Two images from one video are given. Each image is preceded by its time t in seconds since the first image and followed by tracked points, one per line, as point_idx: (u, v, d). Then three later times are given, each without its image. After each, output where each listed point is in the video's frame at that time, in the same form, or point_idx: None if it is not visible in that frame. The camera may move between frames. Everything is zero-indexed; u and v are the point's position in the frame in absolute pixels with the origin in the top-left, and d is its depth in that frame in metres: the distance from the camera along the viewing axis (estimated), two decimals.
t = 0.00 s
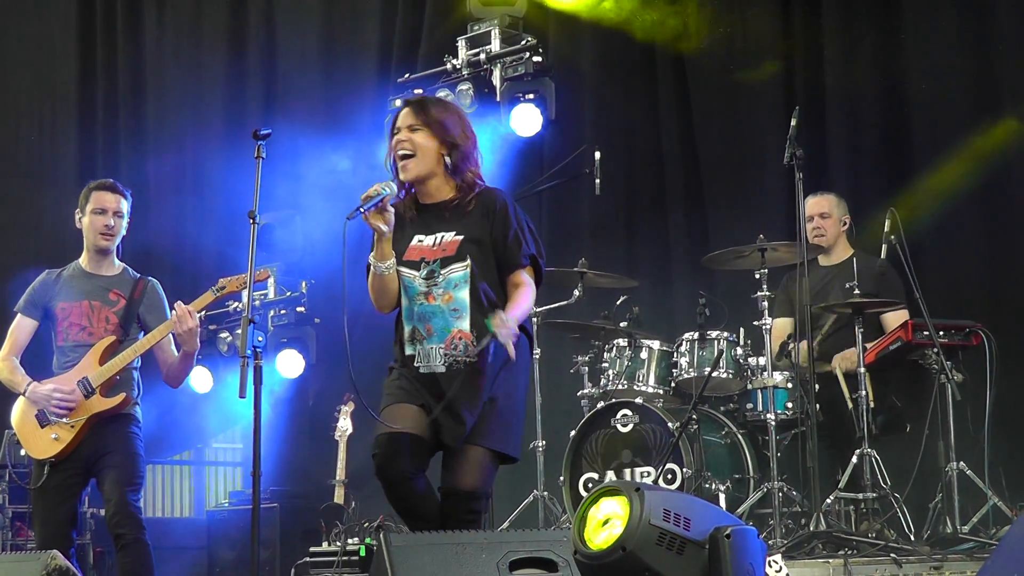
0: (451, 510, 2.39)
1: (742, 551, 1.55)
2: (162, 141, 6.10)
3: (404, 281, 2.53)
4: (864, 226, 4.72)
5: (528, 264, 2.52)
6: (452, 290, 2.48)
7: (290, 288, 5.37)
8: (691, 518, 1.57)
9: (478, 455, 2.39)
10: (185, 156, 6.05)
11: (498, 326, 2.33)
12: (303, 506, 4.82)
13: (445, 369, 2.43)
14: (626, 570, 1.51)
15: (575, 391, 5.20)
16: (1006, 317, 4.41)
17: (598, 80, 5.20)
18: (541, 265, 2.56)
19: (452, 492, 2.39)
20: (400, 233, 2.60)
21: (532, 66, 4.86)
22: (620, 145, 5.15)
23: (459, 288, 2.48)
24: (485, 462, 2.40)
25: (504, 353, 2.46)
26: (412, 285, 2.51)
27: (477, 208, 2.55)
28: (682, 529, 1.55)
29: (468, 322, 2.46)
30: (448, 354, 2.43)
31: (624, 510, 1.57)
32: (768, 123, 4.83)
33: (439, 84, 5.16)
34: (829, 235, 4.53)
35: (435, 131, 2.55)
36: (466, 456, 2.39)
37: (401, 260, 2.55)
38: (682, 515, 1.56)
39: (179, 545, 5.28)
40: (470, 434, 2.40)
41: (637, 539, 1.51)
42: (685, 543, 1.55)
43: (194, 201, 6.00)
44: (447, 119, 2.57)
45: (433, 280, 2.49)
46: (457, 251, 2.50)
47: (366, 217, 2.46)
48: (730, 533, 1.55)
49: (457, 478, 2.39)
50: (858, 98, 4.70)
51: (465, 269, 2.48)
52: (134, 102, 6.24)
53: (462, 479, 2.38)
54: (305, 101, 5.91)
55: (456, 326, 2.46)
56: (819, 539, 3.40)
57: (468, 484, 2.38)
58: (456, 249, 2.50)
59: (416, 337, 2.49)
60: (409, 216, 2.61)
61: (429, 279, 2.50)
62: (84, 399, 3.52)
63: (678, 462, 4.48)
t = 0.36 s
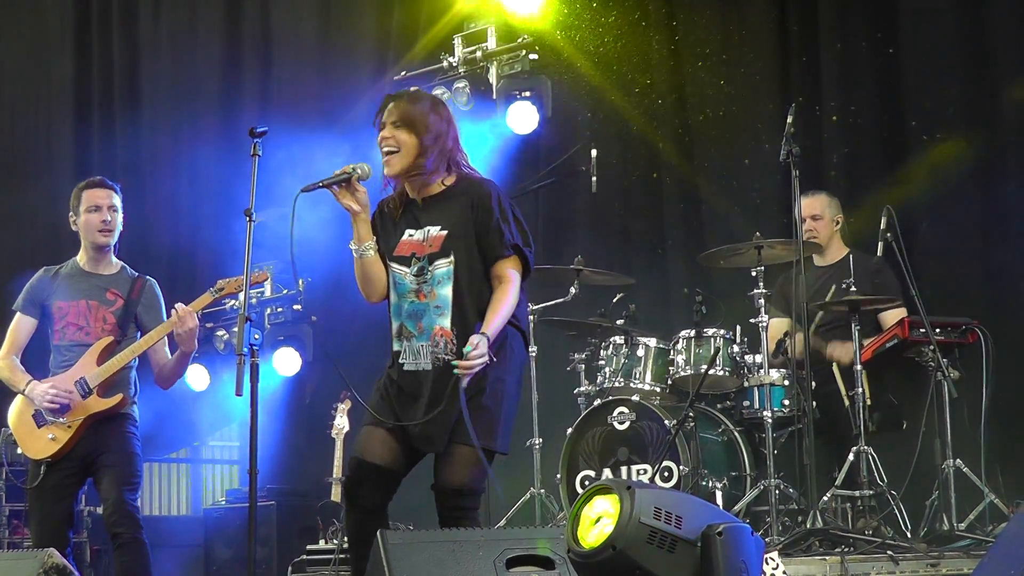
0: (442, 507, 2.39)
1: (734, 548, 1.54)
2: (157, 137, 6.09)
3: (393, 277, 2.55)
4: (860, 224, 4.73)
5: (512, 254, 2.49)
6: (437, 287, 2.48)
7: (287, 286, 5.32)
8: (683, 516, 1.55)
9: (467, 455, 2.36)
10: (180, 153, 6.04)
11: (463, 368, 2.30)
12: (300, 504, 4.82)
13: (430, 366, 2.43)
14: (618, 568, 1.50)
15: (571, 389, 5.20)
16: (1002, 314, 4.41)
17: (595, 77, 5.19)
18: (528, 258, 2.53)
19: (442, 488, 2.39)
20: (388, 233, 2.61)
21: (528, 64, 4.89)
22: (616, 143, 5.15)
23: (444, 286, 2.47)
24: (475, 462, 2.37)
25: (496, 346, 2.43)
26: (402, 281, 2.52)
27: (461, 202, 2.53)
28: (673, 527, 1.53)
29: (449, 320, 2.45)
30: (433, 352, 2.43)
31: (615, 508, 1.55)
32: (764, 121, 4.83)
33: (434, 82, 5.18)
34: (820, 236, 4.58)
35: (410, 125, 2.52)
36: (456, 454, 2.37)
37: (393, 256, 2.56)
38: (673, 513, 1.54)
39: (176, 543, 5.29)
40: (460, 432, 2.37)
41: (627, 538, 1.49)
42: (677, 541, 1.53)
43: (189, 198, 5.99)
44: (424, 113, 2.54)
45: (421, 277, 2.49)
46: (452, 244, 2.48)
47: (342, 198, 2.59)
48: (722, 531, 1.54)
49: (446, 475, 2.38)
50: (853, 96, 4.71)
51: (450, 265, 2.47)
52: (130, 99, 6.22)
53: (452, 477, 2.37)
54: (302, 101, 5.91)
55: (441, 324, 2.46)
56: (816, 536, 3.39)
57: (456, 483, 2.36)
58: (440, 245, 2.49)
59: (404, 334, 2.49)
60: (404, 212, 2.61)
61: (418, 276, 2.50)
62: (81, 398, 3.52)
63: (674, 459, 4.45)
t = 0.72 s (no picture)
0: (436, 505, 2.39)
1: (735, 547, 1.48)
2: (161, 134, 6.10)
3: (362, 275, 2.54)
4: (863, 222, 4.72)
5: (470, 257, 2.50)
6: (408, 288, 2.49)
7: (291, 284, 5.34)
8: (681, 514, 1.49)
9: (453, 451, 2.40)
10: (183, 149, 6.04)
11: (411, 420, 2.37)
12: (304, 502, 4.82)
13: (403, 366, 2.46)
14: (615, 568, 1.44)
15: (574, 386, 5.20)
16: (1006, 313, 4.40)
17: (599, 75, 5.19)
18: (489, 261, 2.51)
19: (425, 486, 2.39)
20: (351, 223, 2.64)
21: (531, 61, 4.87)
22: (620, 141, 5.15)
23: (415, 286, 2.49)
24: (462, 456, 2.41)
25: (458, 351, 2.46)
26: (371, 280, 2.53)
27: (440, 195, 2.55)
28: (671, 525, 1.47)
29: (423, 319, 2.48)
30: (406, 352, 2.46)
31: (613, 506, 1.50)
32: (768, 118, 4.82)
33: (438, 79, 5.21)
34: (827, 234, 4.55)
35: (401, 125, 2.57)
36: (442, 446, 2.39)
37: (361, 254, 2.56)
38: (672, 512, 1.48)
39: (178, 540, 5.28)
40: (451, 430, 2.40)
41: (624, 536, 1.44)
42: (675, 540, 1.47)
43: (192, 195, 5.99)
44: (416, 113, 2.59)
45: (391, 277, 2.50)
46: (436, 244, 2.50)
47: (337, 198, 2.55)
48: (720, 529, 1.48)
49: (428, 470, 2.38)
50: (856, 94, 4.70)
51: (420, 267, 2.49)
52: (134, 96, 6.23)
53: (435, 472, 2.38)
54: (305, 98, 5.92)
55: (413, 324, 2.48)
56: (818, 534, 3.38)
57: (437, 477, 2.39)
58: (410, 246, 2.51)
59: (368, 331, 2.50)
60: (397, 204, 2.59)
61: (387, 275, 2.51)
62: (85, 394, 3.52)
63: (678, 456, 4.49)
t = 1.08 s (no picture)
0: (421, 508, 2.49)
1: (732, 544, 1.51)
2: (164, 132, 6.10)
3: (336, 275, 2.64)
4: (867, 218, 4.70)
5: (445, 261, 2.59)
6: (375, 285, 2.58)
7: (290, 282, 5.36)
8: (680, 511, 1.53)
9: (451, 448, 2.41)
10: (186, 148, 6.04)
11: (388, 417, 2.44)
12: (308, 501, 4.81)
13: (370, 362, 2.55)
14: (614, 565, 1.49)
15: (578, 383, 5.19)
16: (1010, 309, 4.39)
17: (601, 71, 5.18)
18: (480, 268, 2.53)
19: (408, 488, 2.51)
20: (347, 224, 2.72)
21: (534, 59, 4.87)
22: (623, 137, 5.14)
23: (382, 284, 2.57)
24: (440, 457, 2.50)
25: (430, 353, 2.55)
26: (344, 279, 2.62)
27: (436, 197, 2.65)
28: (669, 523, 1.51)
29: (388, 318, 2.56)
30: (374, 349, 2.55)
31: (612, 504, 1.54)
32: (771, 114, 4.81)
33: (440, 77, 5.16)
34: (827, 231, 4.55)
35: (378, 129, 2.67)
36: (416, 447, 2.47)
37: (336, 254, 2.66)
38: (670, 509, 1.52)
39: (178, 538, 5.30)
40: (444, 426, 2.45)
41: (621, 535, 1.49)
42: (673, 537, 1.51)
43: (195, 192, 6.00)
44: (390, 116, 2.68)
45: (360, 276, 2.59)
46: (409, 250, 2.59)
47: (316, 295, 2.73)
48: (719, 527, 1.51)
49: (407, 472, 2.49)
50: (861, 90, 4.68)
51: (388, 266, 2.57)
52: (137, 95, 6.23)
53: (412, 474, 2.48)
54: (307, 96, 5.90)
55: (380, 321, 2.56)
56: (823, 531, 3.36)
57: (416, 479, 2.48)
58: (381, 246, 2.59)
59: (340, 328, 2.60)
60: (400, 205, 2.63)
61: (356, 273, 2.60)
62: (90, 395, 3.52)
63: (681, 454, 4.42)
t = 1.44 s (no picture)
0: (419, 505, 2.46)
1: (730, 542, 1.50)
2: (167, 130, 6.10)
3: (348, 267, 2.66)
4: (870, 215, 4.71)
5: (445, 251, 2.54)
6: (376, 278, 2.59)
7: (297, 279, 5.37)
8: (678, 509, 1.52)
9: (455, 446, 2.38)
10: (189, 146, 6.05)
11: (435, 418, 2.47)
12: (311, 497, 4.83)
13: (371, 355, 2.55)
14: (612, 564, 1.49)
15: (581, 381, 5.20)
16: (1013, 307, 4.39)
17: (604, 69, 5.18)
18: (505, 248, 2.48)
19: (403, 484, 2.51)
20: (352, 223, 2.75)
21: (537, 56, 4.85)
22: (626, 135, 5.14)
23: (381, 276, 2.58)
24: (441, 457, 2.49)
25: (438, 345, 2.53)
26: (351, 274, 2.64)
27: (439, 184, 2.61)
28: (667, 520, 1.51)
29: (385, 310, 2.56)
30: (375, 341, 2.54)
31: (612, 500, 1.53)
32: (775, 112, 4.80)
33: (444, 75, 5.17)
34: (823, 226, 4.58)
35: (363, 124, 2.63)
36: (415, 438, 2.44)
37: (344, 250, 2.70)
38: (668, 506, 1.51)
39: (182, 536, 5.30)
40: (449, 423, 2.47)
41: (619, 532, 1.48)
42: (671, 535, 1.50)
43: (199, 191, 6.02)
44: (375, 108, 2.64)
45: (365, 268, 2.61)
46: (407, 245, 2.58)
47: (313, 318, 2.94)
48: (716, 524, 1.50)
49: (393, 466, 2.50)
50: (864, 87, 4.67)
51: (382, 258, 2.58)
52: (140, 93, 6.24)
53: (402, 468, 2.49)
54: (310, 93, 5.89)
55: (379, 314, 2.56)
56: (827, 529, 3.34)
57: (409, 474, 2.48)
58: (375, 239, 2.60)
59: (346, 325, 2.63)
60: (398, 203, 2.62)
61: (360, 267, 2.62)
62: (95, 395, 3.52)
63: (684, 451, 4.48)
